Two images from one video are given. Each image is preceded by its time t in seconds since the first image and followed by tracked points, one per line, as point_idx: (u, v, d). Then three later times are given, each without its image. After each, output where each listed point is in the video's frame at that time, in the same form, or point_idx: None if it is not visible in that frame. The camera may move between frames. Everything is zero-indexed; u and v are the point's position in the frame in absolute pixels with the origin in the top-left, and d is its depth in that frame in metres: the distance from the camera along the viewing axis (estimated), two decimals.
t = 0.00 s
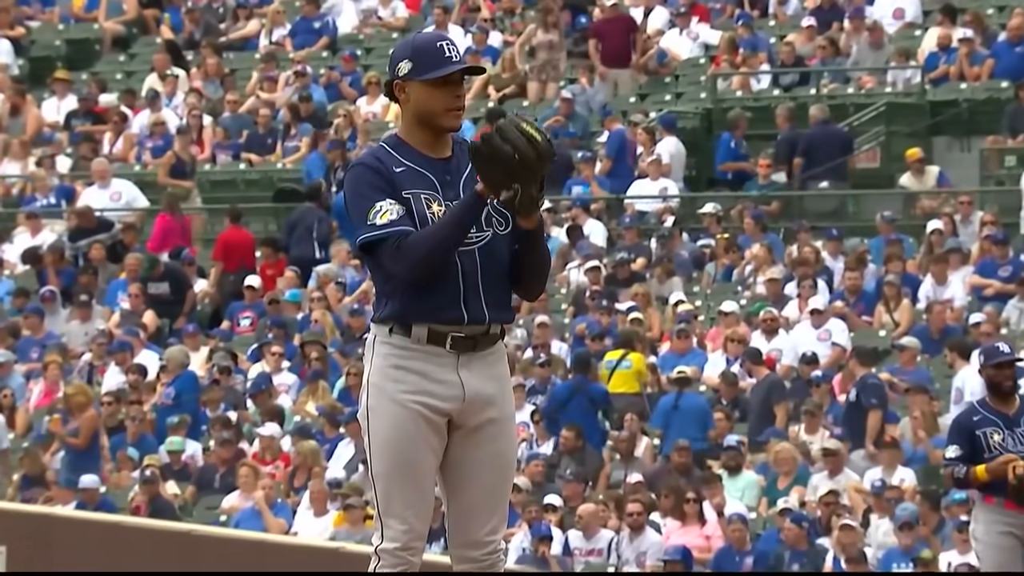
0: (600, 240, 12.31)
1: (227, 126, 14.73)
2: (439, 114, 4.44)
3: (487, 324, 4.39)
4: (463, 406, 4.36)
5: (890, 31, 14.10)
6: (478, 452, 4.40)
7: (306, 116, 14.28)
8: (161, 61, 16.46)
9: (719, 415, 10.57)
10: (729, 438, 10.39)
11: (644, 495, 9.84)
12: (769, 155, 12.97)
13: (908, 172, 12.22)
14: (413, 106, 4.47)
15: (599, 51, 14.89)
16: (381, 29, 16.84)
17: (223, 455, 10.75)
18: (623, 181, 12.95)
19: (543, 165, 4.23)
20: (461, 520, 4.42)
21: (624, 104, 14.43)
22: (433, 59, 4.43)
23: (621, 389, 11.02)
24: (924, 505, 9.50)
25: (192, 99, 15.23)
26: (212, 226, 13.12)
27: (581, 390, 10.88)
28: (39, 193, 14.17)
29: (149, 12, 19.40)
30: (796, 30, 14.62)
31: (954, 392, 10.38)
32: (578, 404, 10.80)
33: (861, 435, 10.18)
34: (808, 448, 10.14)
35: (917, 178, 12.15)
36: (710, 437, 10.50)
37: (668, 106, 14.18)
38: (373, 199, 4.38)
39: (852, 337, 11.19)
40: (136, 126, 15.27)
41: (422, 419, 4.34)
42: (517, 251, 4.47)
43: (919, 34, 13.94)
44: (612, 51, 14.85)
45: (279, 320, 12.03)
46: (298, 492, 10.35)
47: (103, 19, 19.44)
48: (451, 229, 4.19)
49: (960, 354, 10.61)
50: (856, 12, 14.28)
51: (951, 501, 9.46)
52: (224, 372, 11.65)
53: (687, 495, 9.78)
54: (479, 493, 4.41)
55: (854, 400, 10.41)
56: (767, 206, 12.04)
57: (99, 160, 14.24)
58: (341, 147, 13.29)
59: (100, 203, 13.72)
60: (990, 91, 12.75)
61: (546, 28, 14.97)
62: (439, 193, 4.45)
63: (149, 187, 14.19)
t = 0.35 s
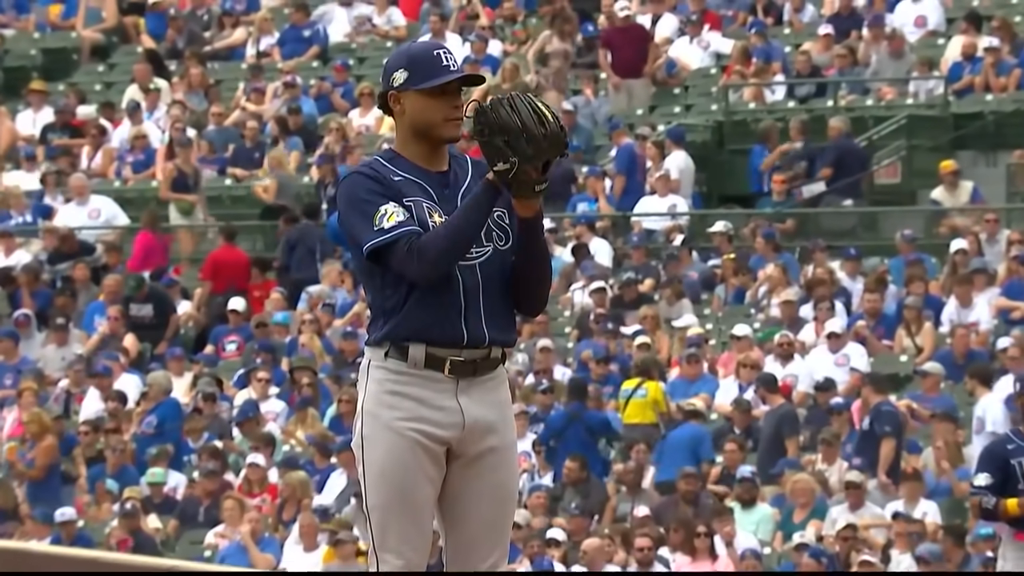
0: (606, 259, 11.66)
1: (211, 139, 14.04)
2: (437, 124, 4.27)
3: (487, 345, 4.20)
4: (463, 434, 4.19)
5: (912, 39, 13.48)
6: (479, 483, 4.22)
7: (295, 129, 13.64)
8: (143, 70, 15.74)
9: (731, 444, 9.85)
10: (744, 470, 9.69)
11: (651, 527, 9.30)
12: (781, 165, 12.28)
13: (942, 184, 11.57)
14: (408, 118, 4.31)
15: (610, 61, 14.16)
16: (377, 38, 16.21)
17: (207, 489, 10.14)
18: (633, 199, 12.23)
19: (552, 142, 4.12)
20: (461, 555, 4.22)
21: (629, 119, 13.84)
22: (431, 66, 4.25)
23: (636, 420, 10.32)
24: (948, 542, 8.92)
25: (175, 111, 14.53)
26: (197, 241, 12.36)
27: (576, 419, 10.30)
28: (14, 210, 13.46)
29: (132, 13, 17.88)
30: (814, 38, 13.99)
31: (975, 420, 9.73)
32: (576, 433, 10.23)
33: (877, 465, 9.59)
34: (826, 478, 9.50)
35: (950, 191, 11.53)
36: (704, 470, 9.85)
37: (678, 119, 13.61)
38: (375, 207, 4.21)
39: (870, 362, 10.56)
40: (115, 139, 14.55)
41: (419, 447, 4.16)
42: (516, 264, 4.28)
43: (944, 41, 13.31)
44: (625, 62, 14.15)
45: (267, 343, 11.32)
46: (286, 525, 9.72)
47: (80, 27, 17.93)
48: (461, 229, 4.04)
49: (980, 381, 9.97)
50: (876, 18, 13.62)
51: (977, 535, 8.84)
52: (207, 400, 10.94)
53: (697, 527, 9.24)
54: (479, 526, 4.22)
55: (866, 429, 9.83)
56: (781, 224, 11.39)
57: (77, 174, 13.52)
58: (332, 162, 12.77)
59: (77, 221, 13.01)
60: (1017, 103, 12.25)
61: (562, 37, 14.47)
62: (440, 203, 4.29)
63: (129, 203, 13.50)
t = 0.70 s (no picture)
0: (613, 283, 11.08)
1: (195, 155, 13.44)
2: (438, 141, 4.08)
3: (488, 373, 4.05)
4: (463, 466, 4.03)
5: (935, 50, 13.06)
6: (480, 517, 4.06)
7: (284, 145, 13.07)
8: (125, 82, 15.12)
9: (746, 479, 9.24)
10: (760, 502, 9.11)
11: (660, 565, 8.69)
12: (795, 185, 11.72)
13: (982, 201, 11.14)
14: (406, 132, 4.13)
15: (623, 77, 13.48)
16: (371, 49, 15.68)
17: (192, 524, 9.52)
18: (644, 220, 11.63)
19: (563, 170, 3.92)
20: None
21: (637, 133, 13.28)
22: (432, 82, 4.06)
23: (650, 446, 9.69)
24: None
25: (158, 126, 13.93)
26: (184, 264, 11.77)
27: (582, 450, 9.69)
28: None
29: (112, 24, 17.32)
30: (830, 49, 13.50)
31: (987, 454, 9.14)
32: (582, 466, 9.60)
33: (900, 501, 8.97)
34: (845, 511, 8.89)
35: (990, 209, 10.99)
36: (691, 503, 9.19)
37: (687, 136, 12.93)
38: (371, 225, 4.05)
39: (892, 391, 9.96)
40: (95, 156, 13.93)
41: (416, 479, 4.01)
42: (517, 288, 4.13)
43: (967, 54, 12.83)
44: (640, 77, 13.49)
45: (254, 371, 10.71)
46: (275, 562, 9.26)
47: (59, 38, 17.19)
48: (462, 254, 3.88)
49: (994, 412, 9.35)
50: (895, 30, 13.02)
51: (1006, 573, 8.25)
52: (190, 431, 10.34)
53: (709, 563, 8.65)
54: (480, 563, 4.05)
55: (884, 461, 9.20)
56: (797, 245, 10.86)
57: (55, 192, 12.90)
58: (318, 180, 12.31)
59: (54, 242, 12.34)
60: None
61: (574, 50, 13.99)
62: (438, 223, 4.13)
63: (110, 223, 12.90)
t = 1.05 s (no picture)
0: (619, 311, 10.57)
1: (182, 176, 12.97)
2: (437, 164, 4.16)
3: (488, 404, 4.10)
4: (461, 501, 4.09)
5: (956, 67, 12.61)
6: (478, 551, 4.12)
7: (276, 166, 12.62)
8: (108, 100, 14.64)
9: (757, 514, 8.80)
10: (771, 541, 8.67)
11: None
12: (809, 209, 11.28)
13: (1008, 225, 10.63)
14: (405, 153, 4.19)
15: (651, 98, 13.04)
16: (366, 65, 15.19)
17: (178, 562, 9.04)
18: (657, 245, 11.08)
19: (567, 197, 4.02)
20: None
21: (646, 150, 12.83)
22: (433, 101, 4.13)
23: (673, 481, 9.23)
24: None
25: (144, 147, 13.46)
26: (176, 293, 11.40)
27: (596, 485, 9.15)
28: None
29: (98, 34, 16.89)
30: (847, 66, 13.03)
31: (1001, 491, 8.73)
32: (595, 501, 9.05)
33: (921, 542, 8.48)
34: (864, 548, 8.36)
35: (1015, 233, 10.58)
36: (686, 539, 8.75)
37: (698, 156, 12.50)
38: (368, 251, 4.10)
39: (910, 424, 9.51)
40: (78, 179, 13.45)
41: (412, 513, 4.05)
42: (516, 317, 4.20)
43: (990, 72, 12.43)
44: (667, 100, 13.10)
45: (243, 402, 10.22)
46: None
47: (39, 54, 16.74)
48: (461, 282, 3.94)
49: (1006, 444, 8.98)
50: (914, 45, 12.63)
51: None
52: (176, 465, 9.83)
53: None
54: None
55: (896, 497, 8.66)
56: (812, 270, 10.32)
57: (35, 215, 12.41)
58: (305, 203, 11.69)
59: (33, 267, 11.85)
60: None
61: (589, 66, 13.56)
62: (435, 250, 4.19)
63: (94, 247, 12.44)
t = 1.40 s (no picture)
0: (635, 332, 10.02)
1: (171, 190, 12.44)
2: (444, 177, 3.99)
3: (496, 430, 3.97)
4: (468, 533, 3.97)
5: (992, 75, 12.12)
6: None
7: (273, 179, 12.09)
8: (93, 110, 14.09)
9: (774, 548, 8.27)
10: None
11: None
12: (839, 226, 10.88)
13: None
14: (410, 166, 4.03)
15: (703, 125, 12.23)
16: (366, 72, 14.69)
17: None
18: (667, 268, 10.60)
19: (581, 213, 3.86)
20: None
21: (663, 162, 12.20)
22: (439, 111, 3.97)
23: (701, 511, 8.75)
24: None
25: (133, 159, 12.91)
26: (163, 313, 10.75)
27: (621, 516, 8.70)
28: None
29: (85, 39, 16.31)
30: (876, 74, 12.51)
31: None
32: (620, 533, 8.65)
33: None
34: None
35: None
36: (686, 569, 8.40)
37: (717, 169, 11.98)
38: (370, 270, 3.95)
39: (944, 453, 8.91)
40: (62, 192, 12.89)
41: (415, 546, 3.94)
42: (526, 340, 4.06)
43: None
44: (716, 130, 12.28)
45: (237, 429, 9.66)
46: None
47: (22, 60, 16.19)
48: (466, 305, 3.79)
49: None
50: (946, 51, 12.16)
51: None
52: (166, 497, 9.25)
53: None
54: None
55: (920, 531, 8.18)
56: (840, 289, 9.85)
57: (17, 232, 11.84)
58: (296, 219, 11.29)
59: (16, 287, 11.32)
60: None
61: (621, 73, 13.17)
62: (441, 268, 4.02)
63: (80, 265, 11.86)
